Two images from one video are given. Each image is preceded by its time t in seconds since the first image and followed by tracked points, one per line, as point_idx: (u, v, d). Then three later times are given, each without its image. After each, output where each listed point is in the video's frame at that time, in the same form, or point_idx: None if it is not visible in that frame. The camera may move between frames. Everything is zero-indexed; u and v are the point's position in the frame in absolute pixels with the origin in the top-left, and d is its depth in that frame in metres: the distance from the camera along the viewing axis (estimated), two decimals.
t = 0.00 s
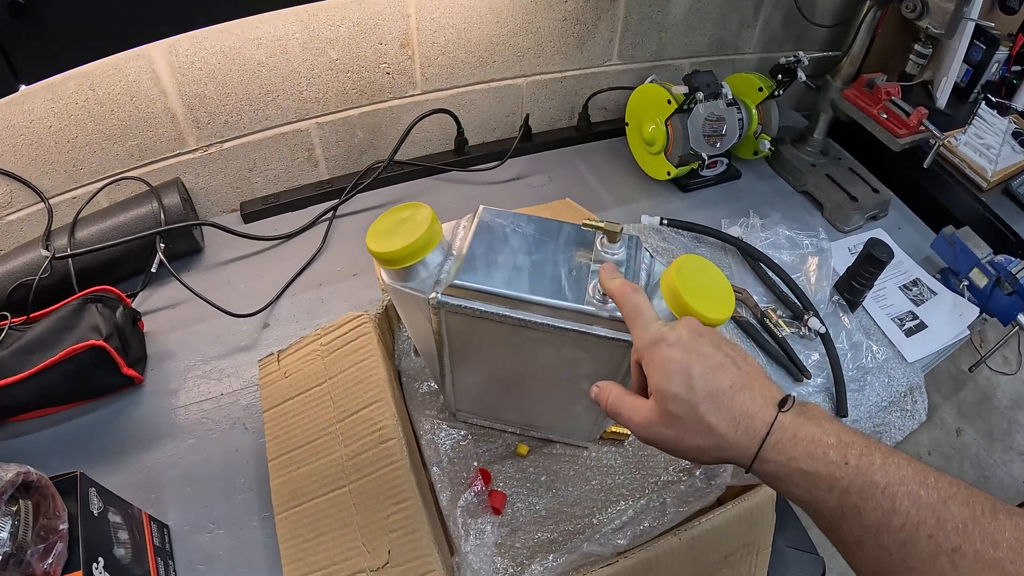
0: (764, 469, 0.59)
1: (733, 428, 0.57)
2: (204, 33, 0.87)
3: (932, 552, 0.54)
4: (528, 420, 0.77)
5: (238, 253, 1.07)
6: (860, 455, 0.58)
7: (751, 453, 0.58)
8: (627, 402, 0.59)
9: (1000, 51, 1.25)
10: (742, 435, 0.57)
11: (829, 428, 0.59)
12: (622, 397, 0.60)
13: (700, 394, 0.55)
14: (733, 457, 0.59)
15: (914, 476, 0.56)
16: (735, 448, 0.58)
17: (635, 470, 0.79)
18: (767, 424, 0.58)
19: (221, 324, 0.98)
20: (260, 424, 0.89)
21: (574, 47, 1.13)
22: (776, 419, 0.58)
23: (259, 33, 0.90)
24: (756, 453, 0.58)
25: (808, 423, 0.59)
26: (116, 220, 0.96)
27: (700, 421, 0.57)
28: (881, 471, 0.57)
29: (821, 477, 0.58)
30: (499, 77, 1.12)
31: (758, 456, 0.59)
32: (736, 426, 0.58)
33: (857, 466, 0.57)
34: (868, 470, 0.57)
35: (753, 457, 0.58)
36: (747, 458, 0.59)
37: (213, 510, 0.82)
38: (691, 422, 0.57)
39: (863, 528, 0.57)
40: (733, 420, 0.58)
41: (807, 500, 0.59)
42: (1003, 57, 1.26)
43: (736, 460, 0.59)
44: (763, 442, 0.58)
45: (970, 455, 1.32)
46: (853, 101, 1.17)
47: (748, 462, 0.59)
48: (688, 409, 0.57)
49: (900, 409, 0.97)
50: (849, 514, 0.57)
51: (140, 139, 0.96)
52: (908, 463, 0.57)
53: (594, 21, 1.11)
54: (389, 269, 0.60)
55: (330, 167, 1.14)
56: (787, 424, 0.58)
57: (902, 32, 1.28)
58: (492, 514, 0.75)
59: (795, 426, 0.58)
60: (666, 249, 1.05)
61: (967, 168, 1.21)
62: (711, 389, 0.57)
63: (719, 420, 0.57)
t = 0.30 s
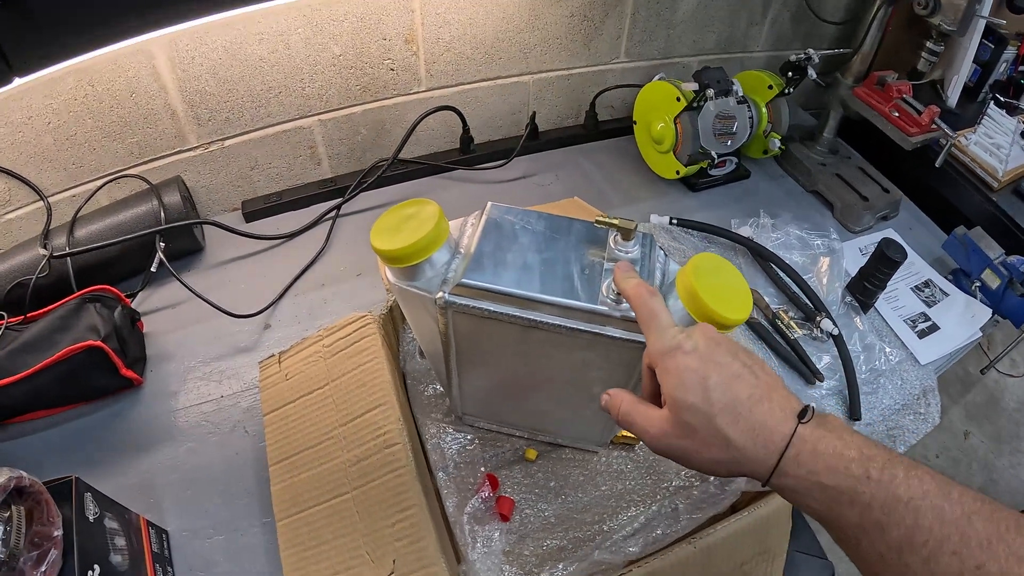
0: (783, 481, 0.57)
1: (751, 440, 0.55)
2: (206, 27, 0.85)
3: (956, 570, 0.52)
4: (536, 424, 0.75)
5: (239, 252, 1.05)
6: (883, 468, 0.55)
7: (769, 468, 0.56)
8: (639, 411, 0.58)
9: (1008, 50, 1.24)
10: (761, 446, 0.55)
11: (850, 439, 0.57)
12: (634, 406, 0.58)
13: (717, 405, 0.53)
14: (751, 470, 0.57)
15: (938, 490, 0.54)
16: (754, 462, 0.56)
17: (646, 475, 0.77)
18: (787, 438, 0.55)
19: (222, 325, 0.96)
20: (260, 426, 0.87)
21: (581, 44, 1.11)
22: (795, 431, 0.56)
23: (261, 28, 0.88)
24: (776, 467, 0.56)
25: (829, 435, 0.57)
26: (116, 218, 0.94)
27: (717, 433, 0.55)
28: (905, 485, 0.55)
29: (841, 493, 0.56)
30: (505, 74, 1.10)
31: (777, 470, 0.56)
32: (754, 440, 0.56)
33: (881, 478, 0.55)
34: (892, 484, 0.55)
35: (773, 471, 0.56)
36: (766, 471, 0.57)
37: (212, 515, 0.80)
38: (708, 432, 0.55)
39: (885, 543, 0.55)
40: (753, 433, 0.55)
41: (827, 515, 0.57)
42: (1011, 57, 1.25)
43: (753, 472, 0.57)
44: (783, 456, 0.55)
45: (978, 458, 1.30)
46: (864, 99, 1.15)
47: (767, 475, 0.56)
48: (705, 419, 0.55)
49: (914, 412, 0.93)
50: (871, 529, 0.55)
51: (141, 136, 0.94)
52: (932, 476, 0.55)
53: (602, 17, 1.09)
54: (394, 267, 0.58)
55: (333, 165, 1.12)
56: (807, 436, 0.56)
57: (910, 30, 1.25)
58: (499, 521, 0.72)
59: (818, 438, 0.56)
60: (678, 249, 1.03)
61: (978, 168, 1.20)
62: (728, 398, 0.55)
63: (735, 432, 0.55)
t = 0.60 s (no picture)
0: (788, 473, 0.57)
1: (756, 431, 0.55)
2: (209, 25, 0.86)
3: (961, 561, 0.52)
4: (537, 419, 0.75)
5: (242, 249, 1.05)
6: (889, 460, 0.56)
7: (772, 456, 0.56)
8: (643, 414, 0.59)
9: (1010, 50, 1.25)
10: (764, 438, 0.55)
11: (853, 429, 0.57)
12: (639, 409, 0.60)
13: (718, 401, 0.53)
14: (754, 460, 0.57)
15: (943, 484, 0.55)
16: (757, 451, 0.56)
17: (648, 471, 0.77)
18: (790, 428, 0.55)
19: (225, 321, 0.97)
20: (262, 422, 0.87)
21: (584, 42, 1.12)
22: (798, 421, 0.56)
23: (264, 25, 0.88)
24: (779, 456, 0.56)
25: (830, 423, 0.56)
26: (118, 215, 0.94)
27: (721, 426, 0.55)
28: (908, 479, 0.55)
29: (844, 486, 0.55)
30: (507, 73, 1.11)
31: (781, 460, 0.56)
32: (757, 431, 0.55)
33: (886, 469, 0.55)
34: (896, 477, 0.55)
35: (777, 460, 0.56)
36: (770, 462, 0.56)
37: (214, 511, 0.80)
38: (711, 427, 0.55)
39: (889, 534, 0.55)
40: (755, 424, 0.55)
41: (832, 503, 0.57)
42: (1013, 56, 1.25)
43: (759, 463, 0.57)
44: (787, 445, 0.55)
45: (979, 458, 1.30)
46: (866, 97, 1.15)
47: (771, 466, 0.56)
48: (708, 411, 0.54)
49: (915, 410, 0.95)
50: (875, 519, 0.55)
51: (143, 134, 0.95)
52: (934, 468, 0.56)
53: (605, 16, 1.09)
54: (396, 261, 0.58)
55: (336, 163, 1.12)
56: (809, 426, 0.56)
57: (912, 28, 1.26)
58: (500, 516, 0.72)
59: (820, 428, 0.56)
60: (679, 246, 1.02)
61: (980, 166, 1.20)
62: (732, 388, 0.54)
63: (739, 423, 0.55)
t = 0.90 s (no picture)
0: (766, 449, 0.61)
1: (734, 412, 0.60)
2: (220, 31, 0.89)
3: (927, 529, 0.55)
4: (536, 409, 0.79)
5: (251, 247, 1.09)
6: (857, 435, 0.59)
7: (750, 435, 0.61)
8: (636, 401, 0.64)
9: (1006, 51, 1.24)
10: (742, 418, 0.60)
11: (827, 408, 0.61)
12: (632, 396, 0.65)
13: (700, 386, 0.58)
14: (733, 437, 0.61)
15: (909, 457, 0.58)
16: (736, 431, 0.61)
17: (641, 460, 0.80)
18: (766, 407, 0.61)
19: (235, 317, 1.00)
20: (271, 414, 0.90)
21: (582, 47, 1.15)
22: (774, 402, 0.61)
23: (273, 32, 0.92)
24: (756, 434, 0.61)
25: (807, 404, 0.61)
26: (131, 214, 0.98)
27: (703, 407, 0.60)
28: (873, 452, 0.58)
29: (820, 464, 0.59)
30: (508, 77, 1.14)
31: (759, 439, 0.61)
32: (737, 411, 0.60)
33: (853, 445, 0.59)
34: (860, 448, 0.59)
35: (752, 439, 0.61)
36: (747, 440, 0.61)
37: (225, 498, 0.83)
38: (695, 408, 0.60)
39: (858, 507, 0.58)
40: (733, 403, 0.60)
41: (805, 477, 0.60)
42: (1007, 59, 1.25)
43: (738, 440, 0.62)
44: (763, 423, 0.60)
45: (975, 456, 1.32)
46: (857, 100, 1.18)
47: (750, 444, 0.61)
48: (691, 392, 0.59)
49: (904, 404, 0.98)
50: (846, 492, 0.58)
51: (155, 135, 0.98)
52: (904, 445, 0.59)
53: (603, 21, 1.13)
54: (402, 257, 0.62)
55: (342, 164, 1.15)
56: (784, 407, 0.60)
57: (906, 33, 1.29)
58: (499, 501, 0.76)
59: (795, 408, 0.60)
60: (673, 244, 1.04)
61: (971, 167, 1.23)
62: (712, 371, 0.59)
63: (719, 404, 0.60)
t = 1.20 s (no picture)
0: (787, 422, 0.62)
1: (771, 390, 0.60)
2: (222, 25, 0.89)
3: (945, 505, 0.58)
4: (536, 403, 0.79)
5: (251, 242, 1.08)
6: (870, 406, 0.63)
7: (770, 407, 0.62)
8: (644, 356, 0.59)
9: (1006, 51, 1.24)
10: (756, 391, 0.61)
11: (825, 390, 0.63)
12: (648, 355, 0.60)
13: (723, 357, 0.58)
14: (761, 409, 0.62)
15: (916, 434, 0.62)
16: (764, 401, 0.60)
17: (642, 454, 0.81)
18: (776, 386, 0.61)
19: (235, 311, 1.00)
20: (271, 408, 0.90)
21: (583, 44, 1.15)
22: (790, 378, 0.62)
23: (274, 26, 0.92)
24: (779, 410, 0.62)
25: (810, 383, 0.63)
26: (131, 208, 0.98)
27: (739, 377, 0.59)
28: (880, 435, 0.62)
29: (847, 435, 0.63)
30: (509, 73, 1.14)
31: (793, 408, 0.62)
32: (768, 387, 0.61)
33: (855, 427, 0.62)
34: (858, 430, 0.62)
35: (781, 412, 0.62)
36: (778, 409, 0.63)
37: (224, 492, 0.82)
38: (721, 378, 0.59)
39: (881, 481, 0.61)
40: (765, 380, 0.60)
41: (826, 451, 0.63)
42: (1009, 58, 1.25)
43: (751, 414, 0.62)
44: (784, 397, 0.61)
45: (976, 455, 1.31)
46: (858, 98, 1.18)
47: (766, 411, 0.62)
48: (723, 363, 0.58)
49: (906, 400, 0.96)
50: (868, 467, 0.61)
51: (156, 129, 0.98)
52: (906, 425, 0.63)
53: (604, 18, 1.13)
54: (402, 247, 0.61)
55: (343, 160, 1.15)
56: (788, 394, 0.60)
57: (907, 32, 1.29)
58: (499, 496, 0.75)
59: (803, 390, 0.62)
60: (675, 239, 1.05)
61: (972, 165, 1.22)
62: (739, 348, 0.59)
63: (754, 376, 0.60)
